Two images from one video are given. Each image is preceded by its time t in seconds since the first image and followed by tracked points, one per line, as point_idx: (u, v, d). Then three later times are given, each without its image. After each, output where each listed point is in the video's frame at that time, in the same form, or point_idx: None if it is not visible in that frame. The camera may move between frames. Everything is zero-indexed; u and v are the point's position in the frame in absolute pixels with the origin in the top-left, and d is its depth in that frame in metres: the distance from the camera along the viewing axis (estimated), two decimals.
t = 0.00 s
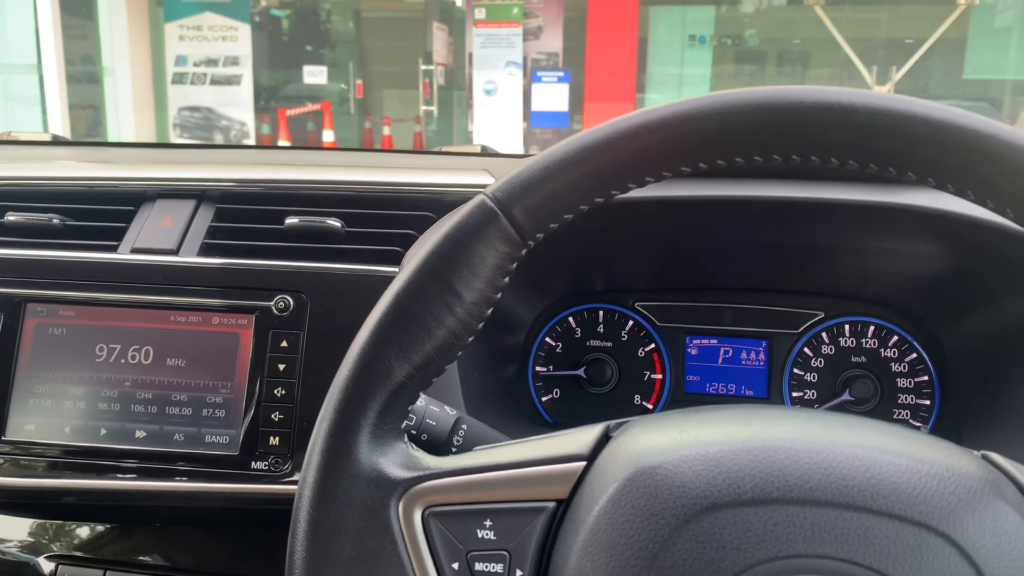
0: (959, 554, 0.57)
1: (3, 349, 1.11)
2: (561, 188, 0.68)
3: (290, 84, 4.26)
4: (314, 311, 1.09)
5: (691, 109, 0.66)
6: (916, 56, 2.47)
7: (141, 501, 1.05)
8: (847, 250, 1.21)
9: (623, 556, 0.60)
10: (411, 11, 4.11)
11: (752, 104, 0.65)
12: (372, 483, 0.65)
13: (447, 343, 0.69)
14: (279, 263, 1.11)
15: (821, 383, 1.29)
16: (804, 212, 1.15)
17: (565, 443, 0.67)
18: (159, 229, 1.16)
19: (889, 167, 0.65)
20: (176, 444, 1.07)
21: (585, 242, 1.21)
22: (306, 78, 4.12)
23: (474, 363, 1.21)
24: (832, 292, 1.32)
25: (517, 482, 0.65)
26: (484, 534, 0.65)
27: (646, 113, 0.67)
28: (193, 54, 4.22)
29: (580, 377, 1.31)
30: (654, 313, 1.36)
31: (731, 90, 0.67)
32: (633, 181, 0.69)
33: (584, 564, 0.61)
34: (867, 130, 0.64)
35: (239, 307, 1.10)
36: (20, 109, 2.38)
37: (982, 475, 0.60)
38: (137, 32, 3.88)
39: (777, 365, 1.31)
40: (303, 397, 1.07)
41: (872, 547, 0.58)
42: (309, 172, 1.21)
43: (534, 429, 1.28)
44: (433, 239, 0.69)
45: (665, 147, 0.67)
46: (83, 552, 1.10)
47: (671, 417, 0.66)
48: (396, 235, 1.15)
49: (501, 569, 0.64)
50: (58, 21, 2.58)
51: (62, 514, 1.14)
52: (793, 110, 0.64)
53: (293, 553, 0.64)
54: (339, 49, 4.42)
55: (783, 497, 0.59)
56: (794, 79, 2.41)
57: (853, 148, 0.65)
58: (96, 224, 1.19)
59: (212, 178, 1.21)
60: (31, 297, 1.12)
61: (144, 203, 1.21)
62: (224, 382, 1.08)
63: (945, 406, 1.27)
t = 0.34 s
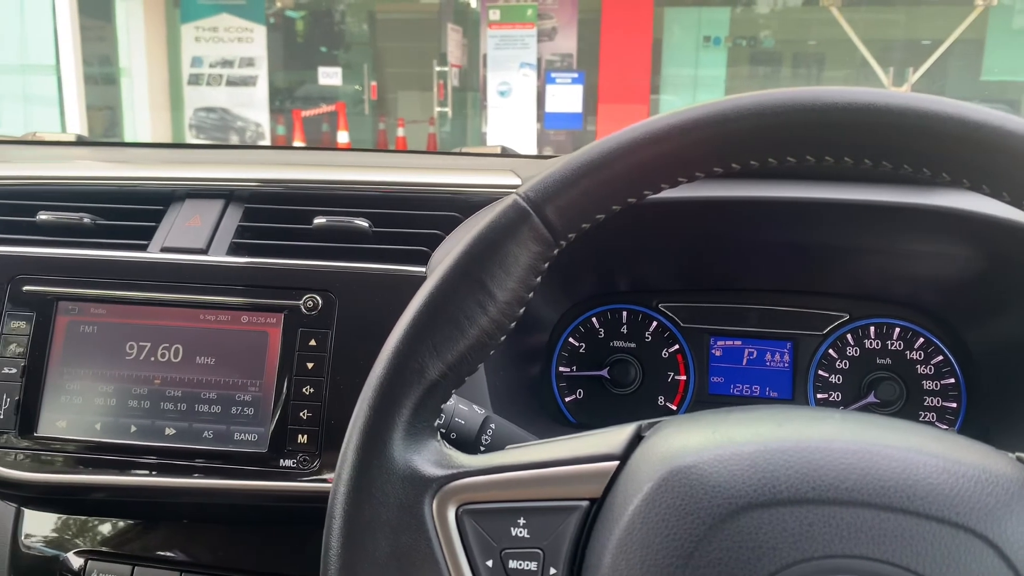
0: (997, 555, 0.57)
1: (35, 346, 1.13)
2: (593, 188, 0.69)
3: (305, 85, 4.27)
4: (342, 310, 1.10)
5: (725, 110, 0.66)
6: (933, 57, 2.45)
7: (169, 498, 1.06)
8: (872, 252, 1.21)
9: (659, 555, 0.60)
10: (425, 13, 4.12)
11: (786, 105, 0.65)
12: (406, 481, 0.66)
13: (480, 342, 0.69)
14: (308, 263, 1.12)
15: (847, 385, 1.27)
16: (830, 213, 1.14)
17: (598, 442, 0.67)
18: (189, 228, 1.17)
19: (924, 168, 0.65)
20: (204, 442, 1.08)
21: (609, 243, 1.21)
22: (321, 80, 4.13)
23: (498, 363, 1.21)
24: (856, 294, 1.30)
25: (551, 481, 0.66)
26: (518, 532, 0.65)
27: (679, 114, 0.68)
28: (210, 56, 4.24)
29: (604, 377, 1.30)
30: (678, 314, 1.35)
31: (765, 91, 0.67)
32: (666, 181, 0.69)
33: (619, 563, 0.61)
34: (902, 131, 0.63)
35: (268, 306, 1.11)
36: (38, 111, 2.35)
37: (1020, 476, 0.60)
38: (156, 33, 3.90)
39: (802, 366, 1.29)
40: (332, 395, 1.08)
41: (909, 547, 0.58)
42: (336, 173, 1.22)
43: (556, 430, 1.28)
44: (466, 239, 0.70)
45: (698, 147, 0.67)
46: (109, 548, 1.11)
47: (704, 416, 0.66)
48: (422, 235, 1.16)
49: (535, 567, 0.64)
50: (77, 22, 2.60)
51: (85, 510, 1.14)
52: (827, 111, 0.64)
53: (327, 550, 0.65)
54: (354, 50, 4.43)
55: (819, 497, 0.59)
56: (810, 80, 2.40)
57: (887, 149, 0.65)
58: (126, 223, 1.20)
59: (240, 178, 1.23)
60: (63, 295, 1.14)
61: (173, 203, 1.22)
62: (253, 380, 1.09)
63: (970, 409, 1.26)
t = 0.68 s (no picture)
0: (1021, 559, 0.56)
1: (54, 344, 1.14)
2: (613, 187, 0.68)
3: (317, 86, 4.28)
4: (359, 310, 1.10)
5: (746, 109, 0.66)
6: (947, 57, 2.41)
7: (187, 496, 1.07)
8: (890, 252, 1.20)
9: (679, 556, 0.60)
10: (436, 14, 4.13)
11: (807, 104, 0.65)
12: (425, 480, 0.66)
13: (499, 341, 0.69)
14: (326, 262, 1.12)
15: (864, 387, 1.26)
16: (849, 214, 1.14)
17: (616, 442, 0.66)
18: (206, 228, 1.18)
19: (946, 167, 0.64)
20: (222, 440, 1.08)
21: (624, 243, 1.21)
22: (333, 81, 4.15)
23: (514, 363, 1.21)
24: (874, 295, 1.29)
25: (570, 481, 0.65)
26: (537, 532, 0.65)
27: (699, 114, 0.67)
28: (223, 57, 4.25)
29: (619, 378, 1.29)
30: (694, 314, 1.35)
31: (786, 90, 0.67)
32: (686, 180, 0.69)
33: (639, 564, 0.61)
34: (926, 130, 0.63)
35: (285, 305, 1.11)
36: (52, 111, 2.33)
37: None
38: (169, 35, 3.93)
39: (818, 369, 1.28)
40: (348, 395, 1.08)
41: (933, 550, 0.57)
42: (353, 173, 1.22)
43: (571, 430, 1.27)
44: (485, 238, 0.70)
45: (719, 146, 0.66)
46: (124, 546, 1.12)
47: (723, 417, 0.66)
48: (438, 235, 1.16)
49: (554, 567, 0.64)
50: (91, 24, 2.62)
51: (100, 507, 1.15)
52: (849, 110, 0.64)
53: (346, 548, 0.65)
54: (365, 51, 4.44)
55: (841, 498, 0.59)
56: (822, 81, 2.39)
57: (909, 148, 0.64)
58: (144, 222, 1.21)
59: (257, 177, 1.23)
60: (81, 294, 1.15)
61: (191, 202, 1.22)
62: (270, 379, 1.09)
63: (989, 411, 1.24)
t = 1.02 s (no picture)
0: None
1: (72, 343, 1.15)
2: (631, 189, 0.68)
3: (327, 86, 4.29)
4: (374, 311, 1.11)
5: (764, 111, 0.66)
6: (960, 56, 2.38)
7: (203, 495, 1.08)
8: (906, 254, 1.19)
9: (698, 558, 0.60)
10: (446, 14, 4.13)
11: (825, 105, 0.64)
12: (443, 480, 0.66)
13: (517, 342, 0.69)
14: (341, 263, 1.13)
15: (879, 389, 1.25)
16: (864, 216, 1.13)
17: (634, 444, 0.66)
18: (223, 228, 1.18)
19: (967, 169, 0.64)
20: (238, 440, 1.09)
21: (639, 245, 1.21)
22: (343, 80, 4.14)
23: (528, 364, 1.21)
24: (890, 296, 1.28)
25: (588, 482, 0.66)
26: (555, 533, 0.65)
27: (717, 115, 0.67)
28: (234, 57, 4.27)
29: (633, 379, 1.28)
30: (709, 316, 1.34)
31: (805, 91, 0.66)
32: (704, 182, 0.68)
33: (658, 565, 0.61)
34: (947, 131, 0.62)
35: (301, 305, 1.12)
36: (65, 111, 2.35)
37: None
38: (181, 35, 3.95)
39: (833, 370, 1.28)
40: (364, 395, 1.08)
41: (954, 553, 0.57)
42: (368, 173, 1.23)
43: (584, 431, 1.27)
44: (503, 239, 0.70)
45: (737, 148, 0.66)
46: (137, 543, 1.12)
47: (742, 419, 0.66)
48: (453, 235, 1.16)
49: (572, 569, 0.64)
50: (104, 24, 2.64)
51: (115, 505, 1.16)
52: (868, 111, 0.63)
53: (365, 548, 0.65)
54: (376, 51, 4.45)
55: (861, 501, 0.58)
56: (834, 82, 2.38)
57: (928, 150, 0.64)
58: (161, 222, 1.21)
59: (273, 178, 1.23)
60: (99, 294, 1.16)
61: (207, 203, 1.23)
62: (286, 379, 1.10)
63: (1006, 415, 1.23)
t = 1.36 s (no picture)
0: None
1: (87, 339, 1.15)
2: (645, 186, 0.68)
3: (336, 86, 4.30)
4: (387, 308, 1.11)
5: (779, 109, 0.65)
6: (972, 55, 2.36)
7: (215, 491, 1.08)
8: (920, 253, 1.19)
9: (712, 555, 0.60)
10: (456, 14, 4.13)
11: (841, 102, 0.64)
12: (458, 477, 0.66)
13: (530, 339, 0.69)
14: (354, 260, 1.13)
15: (893, 389, 1.24)
16: (878, 215, 1.13)
17: (649, 441, 0.66)
18: (237, 225, 1.19)
19: (983, 166, 0.64)
20: (251, 436, 1.09)
21: (651, 243, 1.21)
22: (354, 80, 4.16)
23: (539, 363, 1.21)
24: (904, 296, 1.27)
25: (602, 479, 0.66)
26: (568, 530, 0.65)
27: (732, 113, 0.67)
28: (244, 56, 4.28)
29: (645, 378, 1.28)
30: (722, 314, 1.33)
31: (821, 88, 0.66)
32: (719, 179, 0.68)
33: (672, 563, 0.61)
34: (963, 128, 0.62)
35: (314, 302, 1.12)
36: (77, 110, 2.36)
37: None
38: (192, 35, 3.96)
39: (846, 369, 1.27)
40: (377, 392, 1.08)
41: (971, 552, 0.56)
42: (381, 171, 1.23)
43: (596, 430, 1.27)
44: (517, 236, 0.70)
45: (752, 145, 0.66)
46: (150, 539, 1.14)
47: (756, 417, 0.65)
48: (466, 234, 1.16)
49: (586, 565, 0.64)
50: (115, 24, 2.65)
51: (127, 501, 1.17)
52: (884, 108, 0.63)
53: (379, 544, 0.66)
54: (386, 51, 4.46)
55: (876, 499, 0.58)
56: (844, 81, 2.37)
57: (945, 147, 0.64)
58: (175, 219, 1.22)
59: (286, 176, 1.24)
60: (114, 290, 1.16)
61: (220, 200, 1.23)
62: (299, 376, 1.10)
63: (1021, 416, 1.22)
